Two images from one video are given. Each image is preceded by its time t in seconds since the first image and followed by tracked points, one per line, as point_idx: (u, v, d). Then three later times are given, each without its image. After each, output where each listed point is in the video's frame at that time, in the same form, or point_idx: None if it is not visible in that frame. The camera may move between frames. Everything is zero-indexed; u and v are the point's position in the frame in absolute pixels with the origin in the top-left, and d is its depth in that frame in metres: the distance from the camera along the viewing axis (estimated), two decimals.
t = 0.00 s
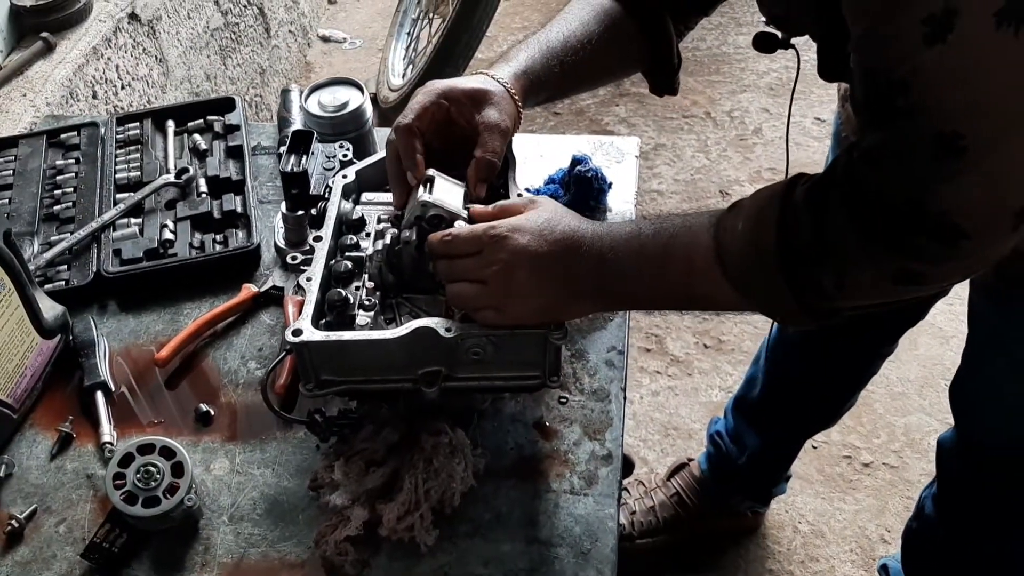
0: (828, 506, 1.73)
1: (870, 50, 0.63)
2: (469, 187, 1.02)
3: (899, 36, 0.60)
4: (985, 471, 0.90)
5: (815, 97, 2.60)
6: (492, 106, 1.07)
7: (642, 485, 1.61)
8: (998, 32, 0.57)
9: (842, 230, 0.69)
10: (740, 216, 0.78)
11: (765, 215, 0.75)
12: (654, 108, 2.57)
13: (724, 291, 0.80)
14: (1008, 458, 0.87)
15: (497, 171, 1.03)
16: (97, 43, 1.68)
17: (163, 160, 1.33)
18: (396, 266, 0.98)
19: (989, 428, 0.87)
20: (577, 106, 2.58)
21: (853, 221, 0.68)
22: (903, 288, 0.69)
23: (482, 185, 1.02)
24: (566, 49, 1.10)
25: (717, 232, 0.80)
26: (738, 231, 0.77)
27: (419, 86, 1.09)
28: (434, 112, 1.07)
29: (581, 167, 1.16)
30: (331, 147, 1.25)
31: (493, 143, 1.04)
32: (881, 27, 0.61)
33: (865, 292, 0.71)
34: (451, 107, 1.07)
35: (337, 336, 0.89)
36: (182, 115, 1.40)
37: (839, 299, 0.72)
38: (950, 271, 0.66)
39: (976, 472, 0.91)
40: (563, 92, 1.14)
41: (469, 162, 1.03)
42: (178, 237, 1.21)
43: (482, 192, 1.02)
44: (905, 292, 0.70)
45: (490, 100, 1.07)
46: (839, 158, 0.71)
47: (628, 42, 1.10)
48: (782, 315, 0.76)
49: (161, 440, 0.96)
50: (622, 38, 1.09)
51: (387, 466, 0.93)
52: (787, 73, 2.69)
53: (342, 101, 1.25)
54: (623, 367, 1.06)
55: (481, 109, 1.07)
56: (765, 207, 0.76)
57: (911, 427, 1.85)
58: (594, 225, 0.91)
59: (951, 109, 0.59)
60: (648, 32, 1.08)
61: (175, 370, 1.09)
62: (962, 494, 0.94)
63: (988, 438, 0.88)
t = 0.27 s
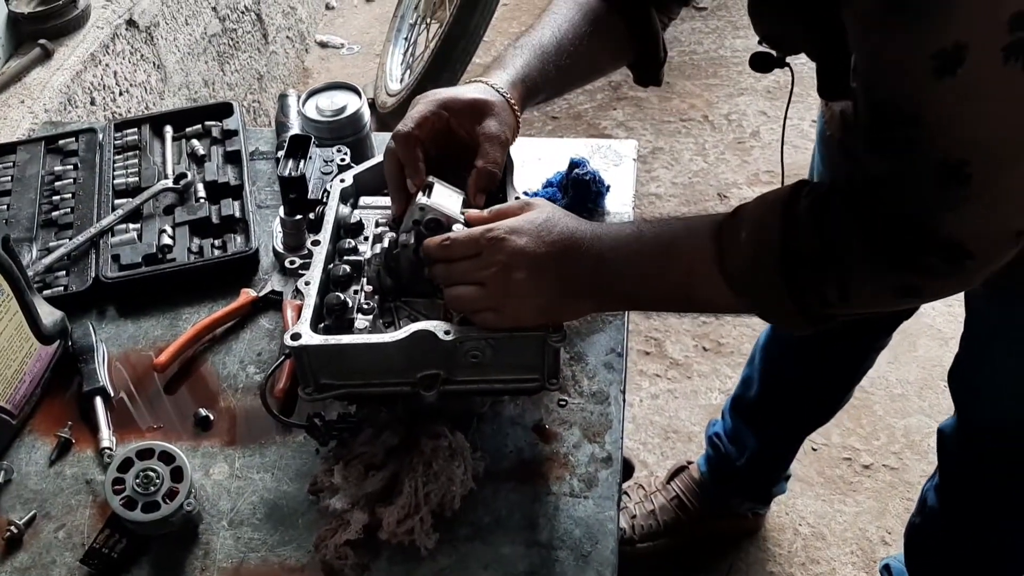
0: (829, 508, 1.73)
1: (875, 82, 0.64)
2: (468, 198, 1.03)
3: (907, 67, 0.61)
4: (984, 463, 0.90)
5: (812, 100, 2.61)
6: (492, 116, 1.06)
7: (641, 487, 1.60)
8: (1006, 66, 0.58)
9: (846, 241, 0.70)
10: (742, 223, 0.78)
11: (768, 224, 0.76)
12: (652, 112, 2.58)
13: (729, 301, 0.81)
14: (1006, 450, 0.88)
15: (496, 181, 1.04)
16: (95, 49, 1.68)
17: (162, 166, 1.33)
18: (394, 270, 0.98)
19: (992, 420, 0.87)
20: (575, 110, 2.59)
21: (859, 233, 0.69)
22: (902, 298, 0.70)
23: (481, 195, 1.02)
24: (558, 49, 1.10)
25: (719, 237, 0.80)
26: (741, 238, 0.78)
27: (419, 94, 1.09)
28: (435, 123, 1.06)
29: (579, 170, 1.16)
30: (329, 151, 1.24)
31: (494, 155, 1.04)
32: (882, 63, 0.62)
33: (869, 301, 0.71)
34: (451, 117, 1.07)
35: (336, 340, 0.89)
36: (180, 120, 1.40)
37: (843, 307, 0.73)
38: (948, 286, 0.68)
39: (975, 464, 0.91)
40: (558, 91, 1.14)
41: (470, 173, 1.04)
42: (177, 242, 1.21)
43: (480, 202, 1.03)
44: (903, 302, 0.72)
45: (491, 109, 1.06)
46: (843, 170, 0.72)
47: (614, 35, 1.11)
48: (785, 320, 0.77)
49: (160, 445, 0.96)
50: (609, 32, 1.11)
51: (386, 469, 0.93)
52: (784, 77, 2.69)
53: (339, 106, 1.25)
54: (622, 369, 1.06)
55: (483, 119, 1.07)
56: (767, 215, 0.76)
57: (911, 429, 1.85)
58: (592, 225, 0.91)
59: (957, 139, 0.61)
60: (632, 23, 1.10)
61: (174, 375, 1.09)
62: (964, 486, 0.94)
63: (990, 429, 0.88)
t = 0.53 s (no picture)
0: (831, 512, 1.73)
1: (885, 114, 0.63)
2: (467, 197, 1.03)
3: (921, 102, 0.60)
4: (986, 462, 0.90)
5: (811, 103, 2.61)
6: (490, 117, 1.07)
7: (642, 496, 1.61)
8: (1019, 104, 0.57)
9: (852, 260, 0.69)
10: (749, 239, 0.78)
11: (774, 244, 0.75)
12: (652, 115, 2.58)
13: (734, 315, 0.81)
14: (1004, 449, 0.88)
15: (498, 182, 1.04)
16: (95, 55, 1.68)
17: (162, 172, 1.33)
18: (395, 274, 0.97)
19: (991, 420, 0.88)
20: (574, 114, 2.59)
21: (864, 253, 0.69)
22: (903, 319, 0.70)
23: (479, 195, 1.03)
24: (556, 53, 1.11)
25: (727, 252, 0.80)
26: (749, 254, 0.78)
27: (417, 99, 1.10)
28: (432, 125, 1.07)
29: (580, 174, 1.16)
30: (330, 157, 1.25)
31: (494, 156, 1.04)
32: (893, 97, 0.62)
33: (874, 320, 0.71)
34: (449, 120, 1.08)
35: (338, 346, 0.89)
36: (181, 126, 1.40)
37: (847, 325, 0.73)
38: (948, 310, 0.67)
39: (972, 464, 0.92)
40: (557, 96, 1.15)
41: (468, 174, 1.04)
42: (178, 248, 1.21)
43: (479, 201, 1.03)
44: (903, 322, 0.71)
45: (490, 112, 1.07)
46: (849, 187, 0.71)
47: (613, 37, 1.10)
48: (790, 337, 0.77)
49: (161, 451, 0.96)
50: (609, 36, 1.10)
51: (388, 475, 0.93)
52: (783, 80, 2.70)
53: (340, 111, 1.25)
54: (624, 374, 1.06)
55: (480, 121, 1.07)
56: (774, 232, 0.76)
57: (912, 432, 1.85)
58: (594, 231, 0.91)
59: (968, 172, 0.61)
60: (632, 27, 1.08)
61: (175, 381, 1.09)
62: (962, 487, 0.94)
63: (990, 428, 0.88)
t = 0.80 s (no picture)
0: (833, 518, 1.73)
1: (880, 133, 0.63)
2: (457, 189, 1.03)
3: (916, 119, 0.60)
4: (987, 470, 0.90)
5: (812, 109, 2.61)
6: (475, 114, 1.08)
7: (645, 504, 1.60)
8: (1014, 120, 0.57)
9: (853, 271, 0.70)
10: (750, 246, 0.78)
11: (775, 253, 0.75)
12: (652, 121, 2.58)
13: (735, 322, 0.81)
14: (1004, 459, 0.88)
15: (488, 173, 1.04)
16: (98, 63, 1.68)
17: (165, 179, 1.33)
18: (399, 282, 0.98)
19: (995, 426, 0.88)
20: (576, 120, 2.59)
21: (864, 266, 0.69)
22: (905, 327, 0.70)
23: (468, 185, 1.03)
24: (551, 59, 1.12)
25: (728, 260, 0.80)
26: (750, 262, 0.77)
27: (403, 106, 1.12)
28: (416, 126, 1.09)
29: (582, 182, 1.16)
30: (333, 164, 1.24)
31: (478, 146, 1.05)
32: (888, 117, 0.62)
33: (875, 329, 0.71)
34: (433, 121, 1.09)
35: (341, 354, 0.89)
36: (184, 133, 1.40)
37: (849, 334, 0.73)
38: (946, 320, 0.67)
39: (971, 474, 0.92)
40: (551, 103, 1.16)
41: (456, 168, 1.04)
42: (180, 256, 1.21)
43: (470, 192, 1.04)
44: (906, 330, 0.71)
45: (473, 108, 1.08)
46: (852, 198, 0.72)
47: (612, 48, 1.08)
48: (792, 346, 0.77)
49: (165, 460, 0.96)
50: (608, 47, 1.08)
51: (392, 483, 0.93)
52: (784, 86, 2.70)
53: (343, 118, 1.26)
54: (627, 381, 1.06)
55: (463, 117, 1.08)
56: (775, 241, 0.76)
57: (914, 438, 1.84)
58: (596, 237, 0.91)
59: (965, 187, 0.61)
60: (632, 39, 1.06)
61: (179, 388, 1.09)
62: (963, 497, 0.94)
63: (990, 436, 0.88)
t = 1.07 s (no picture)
0: (835, 524, 1.72)
1: (875, 134, 0.66)
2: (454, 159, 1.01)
3: (908, 117, 0.63)
4: (990, 477, 0.90)
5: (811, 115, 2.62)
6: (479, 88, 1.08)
7: (645, 514, 1.61)
8: (1004, 116, 0.59)
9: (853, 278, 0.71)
10: (752, 252, 0.79)
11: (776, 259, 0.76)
12: (652, 127, 2.59)
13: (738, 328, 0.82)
14: (1005, 466, 0.88)
15: (486, 145, 1.02)
16: (99, 70, 1.68)
17: (167, 186, 1.33)
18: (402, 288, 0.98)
19: (998, 433, 0.87)
20: (576, 126, 2.60)
21: (865, 272, 0.70)
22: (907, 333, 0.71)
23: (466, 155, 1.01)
24: (563, 51, 1.10)
25: (731, 266, 0.81)
26: (751, 267, 0.78)
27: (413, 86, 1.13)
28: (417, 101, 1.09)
29: (584, 188, 1.16)
30: (336, 172, 1.25)
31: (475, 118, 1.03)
32: (880, 117, 0.65)
33: (875, 333, 0.72)
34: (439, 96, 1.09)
35: (344, 361, 0.89)
36: (186, 140, 1.40)
37: (850, 339, 0.73)
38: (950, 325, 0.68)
39: (972, 480, 0.92)
40: (557, 97, 1.14)
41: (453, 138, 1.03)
42: (183, 263, 1.21)
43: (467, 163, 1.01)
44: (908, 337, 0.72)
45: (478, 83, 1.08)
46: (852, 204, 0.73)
47: (624, 47, 1.09)
48: (793, 351, 0.77)
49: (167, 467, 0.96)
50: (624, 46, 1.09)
51: (395, 490, 0.93)
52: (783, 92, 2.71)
53: (344, 126, 1.26)
54: (629, 389, 1.06)
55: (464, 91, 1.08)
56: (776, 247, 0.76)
57: (916, 443, 1.84)
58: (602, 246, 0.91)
59: (957, 182, 0.63)
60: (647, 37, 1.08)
61: (181, 396, 1.09)
62: (964, 503, 0.94)
63: (992, 443, 0.88)
